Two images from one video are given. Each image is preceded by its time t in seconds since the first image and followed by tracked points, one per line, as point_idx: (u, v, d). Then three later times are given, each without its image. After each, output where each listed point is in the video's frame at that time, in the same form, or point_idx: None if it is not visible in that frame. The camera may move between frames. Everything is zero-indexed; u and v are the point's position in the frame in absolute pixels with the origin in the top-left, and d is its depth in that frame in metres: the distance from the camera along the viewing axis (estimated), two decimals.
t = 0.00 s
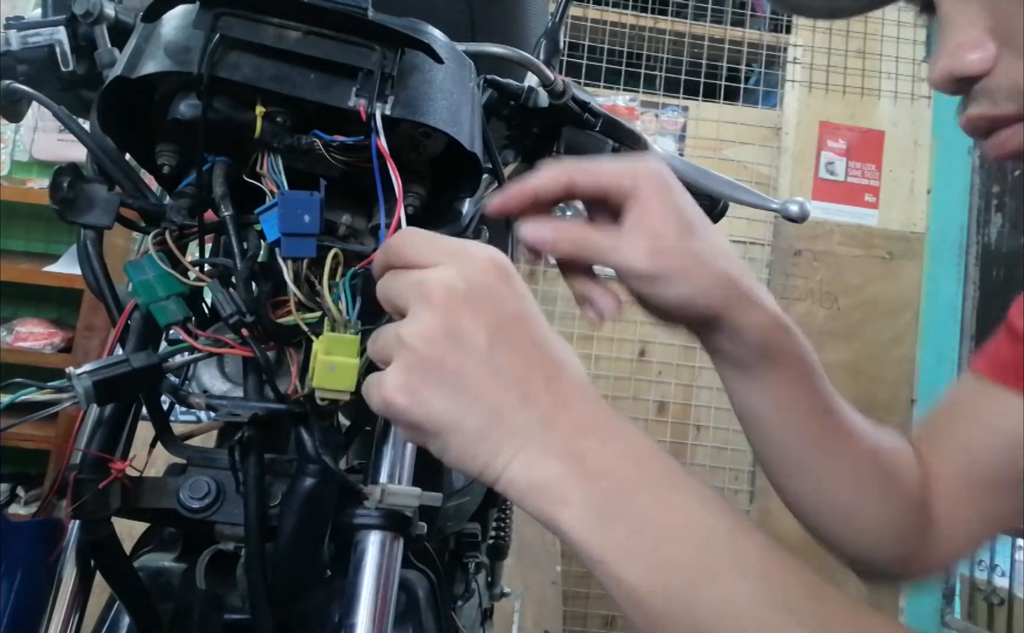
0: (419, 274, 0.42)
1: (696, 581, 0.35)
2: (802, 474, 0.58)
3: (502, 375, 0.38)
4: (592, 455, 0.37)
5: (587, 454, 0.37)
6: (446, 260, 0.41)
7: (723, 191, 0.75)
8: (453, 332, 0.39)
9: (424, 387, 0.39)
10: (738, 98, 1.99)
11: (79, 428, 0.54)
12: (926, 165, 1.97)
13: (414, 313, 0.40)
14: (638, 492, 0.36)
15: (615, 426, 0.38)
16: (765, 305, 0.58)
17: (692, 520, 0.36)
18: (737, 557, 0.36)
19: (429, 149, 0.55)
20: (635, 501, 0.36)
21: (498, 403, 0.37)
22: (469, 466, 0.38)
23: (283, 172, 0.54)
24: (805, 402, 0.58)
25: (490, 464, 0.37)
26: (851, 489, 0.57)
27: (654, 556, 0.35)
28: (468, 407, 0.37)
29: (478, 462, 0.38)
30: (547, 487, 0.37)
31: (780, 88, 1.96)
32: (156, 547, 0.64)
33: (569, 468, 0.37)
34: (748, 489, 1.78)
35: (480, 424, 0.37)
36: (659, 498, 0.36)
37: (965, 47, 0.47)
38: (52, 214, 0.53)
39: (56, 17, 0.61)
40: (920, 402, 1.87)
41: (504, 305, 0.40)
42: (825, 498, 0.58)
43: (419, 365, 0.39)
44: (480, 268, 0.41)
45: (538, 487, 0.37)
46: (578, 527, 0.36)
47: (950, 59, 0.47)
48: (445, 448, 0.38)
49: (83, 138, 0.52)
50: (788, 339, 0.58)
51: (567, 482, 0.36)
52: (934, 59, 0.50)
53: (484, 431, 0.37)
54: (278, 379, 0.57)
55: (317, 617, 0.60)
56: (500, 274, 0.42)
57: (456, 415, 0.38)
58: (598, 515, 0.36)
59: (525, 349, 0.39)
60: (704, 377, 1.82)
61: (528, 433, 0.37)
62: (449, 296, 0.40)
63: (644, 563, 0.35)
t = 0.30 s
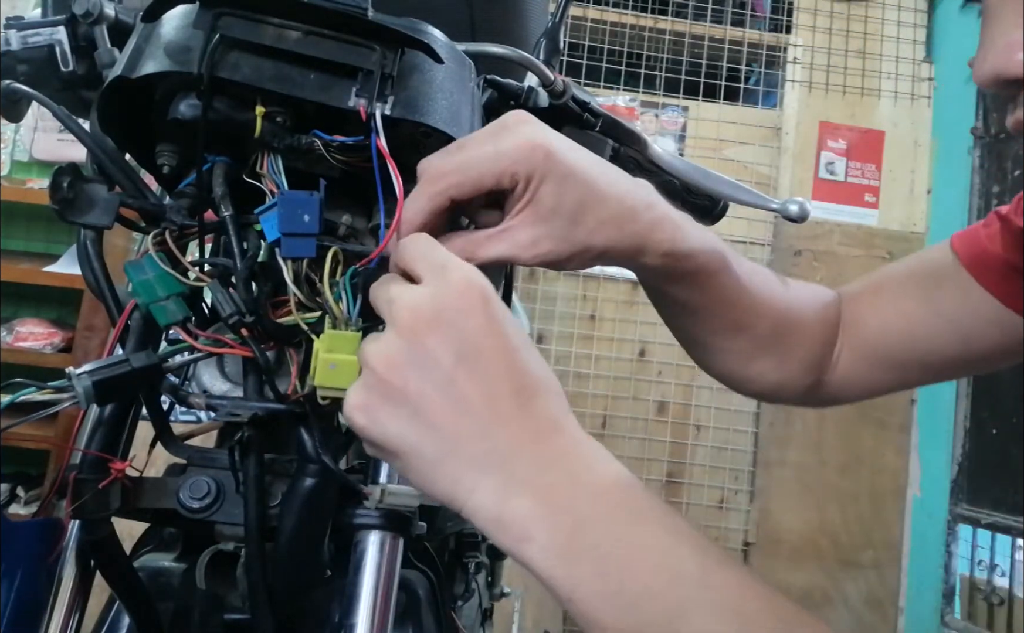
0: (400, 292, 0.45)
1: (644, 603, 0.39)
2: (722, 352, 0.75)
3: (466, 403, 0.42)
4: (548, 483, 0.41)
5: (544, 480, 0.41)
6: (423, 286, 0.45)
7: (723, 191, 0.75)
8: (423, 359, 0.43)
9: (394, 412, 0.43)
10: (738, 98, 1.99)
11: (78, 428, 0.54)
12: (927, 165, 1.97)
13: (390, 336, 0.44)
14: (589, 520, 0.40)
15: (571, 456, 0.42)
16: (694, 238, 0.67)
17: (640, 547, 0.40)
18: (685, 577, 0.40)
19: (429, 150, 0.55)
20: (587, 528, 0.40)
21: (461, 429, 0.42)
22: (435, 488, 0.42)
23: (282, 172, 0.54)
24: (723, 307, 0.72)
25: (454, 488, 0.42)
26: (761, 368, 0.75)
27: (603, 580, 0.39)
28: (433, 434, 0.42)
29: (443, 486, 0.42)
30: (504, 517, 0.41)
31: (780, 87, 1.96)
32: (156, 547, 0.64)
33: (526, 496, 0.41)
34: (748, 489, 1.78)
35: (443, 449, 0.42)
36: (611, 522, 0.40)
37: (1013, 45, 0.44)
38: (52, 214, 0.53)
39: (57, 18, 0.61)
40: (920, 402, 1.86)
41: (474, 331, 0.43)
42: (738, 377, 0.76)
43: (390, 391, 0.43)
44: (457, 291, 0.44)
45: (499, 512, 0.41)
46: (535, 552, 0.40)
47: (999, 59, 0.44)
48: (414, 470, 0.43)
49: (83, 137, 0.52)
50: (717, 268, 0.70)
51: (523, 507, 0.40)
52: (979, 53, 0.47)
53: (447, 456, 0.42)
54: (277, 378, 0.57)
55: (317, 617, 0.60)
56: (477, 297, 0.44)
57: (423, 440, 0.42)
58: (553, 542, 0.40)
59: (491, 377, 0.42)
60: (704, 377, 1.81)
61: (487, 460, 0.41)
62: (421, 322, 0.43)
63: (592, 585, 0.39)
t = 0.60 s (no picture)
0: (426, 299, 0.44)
1: None
2: (722, 319, 0.78)
3: (484, 420, 0.41)
4: (557, 510, 0.40)
5: (553, 508, 0.40)
6: (450, 302, 0.44)
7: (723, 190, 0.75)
8: (448, 368, 0.42)
9: (407, 412, 0.42)
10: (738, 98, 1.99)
11: (78, 428, 0.54)
12: (926, 165, 1.97)
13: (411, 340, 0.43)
14: (590, 555, 0.39)
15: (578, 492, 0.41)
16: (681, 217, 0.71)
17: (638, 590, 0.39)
18: (684, 611, 0.38)
19: (429, 150, 0.55)
20: (585, 563, 0.39)
21: (474, 442, 0.41)
22: (431, 496, 0.41)
23: (283, 172, 0.54)
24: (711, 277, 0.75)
25: (452, 499, 0.40)
26: (751, 330, 0.79)
27: (594, 608, 0.38)
28: (442, 442, 0.41)
29: (440, 496, 0.40)
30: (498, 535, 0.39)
31: (780, 87, 1.96)
32: (156, 547, 0.64)
33: (530, 518, 0.40)
34: (748, 489, 1.78)
35: (451, 458, 0.40)
36: (611, 559, 0.39)
37: (1003, 121, 0.43)
38: (52, 214, 0.53)
39: (57, 17, 0.61)
40: (920, 402, 1.86)
41: (506, 357, 0.43)
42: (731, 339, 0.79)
43: (406, 389, 0.42)
44: (494, 316, 0.43)
45: (497, 529, 0.40)
46: (526, 575, 0.39)
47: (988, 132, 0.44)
48: (413, 474, 0.41)
49: (83, 137, 0.52)
50: (703, 246, 0.72)
51: (525, 527, 0.39)
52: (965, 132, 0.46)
53: (455, 465, 0.40)
54: (277, 378, 0.57)
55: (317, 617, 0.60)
56: (508, 324, 0.44)
57: (432, 444, 0.41)
58: (554, 565, 0.39)
59: (515, 400, 0.42)
60: (704, 377, 1.81)
61: (495, 478, 0.40)
62: (452, 333, 0.43)
63: (580, 616, 0.38)
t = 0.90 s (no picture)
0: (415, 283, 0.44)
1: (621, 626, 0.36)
2: (728, 311, 0.78)
3: (470, 402, 0.40)
4: (545, 496, 0.39)
5: (540, 494, 0.39)
6: (439, 286, 0.43)
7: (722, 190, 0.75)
8: (434, 351, 0.41)
9: (393, 395, 0.41)
10: (738, 98, 1.99)
11: (79, 428, 0.54)
12: (927, 165, 1.97)
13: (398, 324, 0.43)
14: (578, 541, 0.38)
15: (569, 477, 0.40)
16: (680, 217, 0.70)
17: (633, 578, 0.37)
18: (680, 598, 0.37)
19: (430, 150, 0.55)
20: (575, 548, 0.38)
21: (461, 423, 0.39)
22: (416, 481, 0.40)
23: (283, 171, 0.54)
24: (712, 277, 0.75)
25: (437, 484, 0.39)
26: (755, 320, 0.80)
27: (580, 600, 0.37)
28: (428, 424, 0.40)
29: (423, 480, 0.39)
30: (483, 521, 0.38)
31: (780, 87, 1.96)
32: (156, 547, 0.64)
33: (519, 502, 0.38)
34: (748, 489, 1.78)
35: (436, 440, 0.39)
36: (601, 547, 0.38)
37: (1000, 131, 0.44)
38: (53, 214, 0.53)
39: (57, 17, 0.61)
40: (920, 402, 1.86)
41: (495, 340, 0.42)
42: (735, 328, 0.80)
43: (392, 371, 0.41)
44: (481, 296, 0.43)
45: (482, 515, 0.38)
46: (515, 560, 0.38)
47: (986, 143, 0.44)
48: (398, 459, 0.40)
49: (84, 137, 0.53)
50: (704, 248, 0.71)
51: (512, 511, 0.38)
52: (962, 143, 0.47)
53: (440, 448, 0.39)
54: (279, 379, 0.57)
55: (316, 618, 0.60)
56: (498, 307, 0.43)
57: (419, 426, 0.40)
58: (539, 554, 0.37)
59: (504, 382, 0.41)
60: (704, 377, 1.80)
61: (483, 460, 0.39)
62: (441, 315, 0.42)
63: (569, 603, 0.37)
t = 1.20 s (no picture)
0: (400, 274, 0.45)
1: (628, 584, 0.36)
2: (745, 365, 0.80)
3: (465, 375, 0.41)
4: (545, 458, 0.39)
5: (541, 457, 0.39)
6: (415, 272, 0.46)
7: (722, 190, 0.75)
8: (411, 331, 0.43)
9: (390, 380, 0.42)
10: (738, 98, 1.99)
11: (79, 428, 0.54)
12: (926, 165, 1.97)
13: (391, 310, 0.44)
14: (580, 499, 0.38)
15: (573, 438, 0.40)
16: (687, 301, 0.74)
17: (637, 534, 0.37)
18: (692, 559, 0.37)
19: (430, 150, 0.55)
20: (576, 507, 0.37)
21: (442, 394, 0.41)
22: (415, 458, 0.40)
23: (283, 171, 0.54)
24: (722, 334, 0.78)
25: (436, 458, 0.40)
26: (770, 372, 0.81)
27: (583, 562, 0.37)
28: (426, 402, 0.41)
29: (422, 458, 0.40)
30: (480, 492, 0.38)
31: (780, 87, 1.96)
32: (156, 547, 0.64)
33: (507, 463, 0.38)
34: (748, 489, 1.78)
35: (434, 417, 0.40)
36: (597, 501, 0.38)
37: (967, 120, 0.45)
38: (53, 214, 0.53)
39: (57, 17, 0.61)
40: (920, 402, 1.86)
41: (471, 311, 0.44)
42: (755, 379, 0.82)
43: (373, 358, 0.43)
44: (452, 276, 0.45)
45: (479, 488, 0.38)
46: (515, 528, 0.38)
47: (953, 132, 0.45)
48: (395, 439, 0.41)
49: (84, 138, 0.53)
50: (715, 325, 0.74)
51: (505, 477, 0.38)
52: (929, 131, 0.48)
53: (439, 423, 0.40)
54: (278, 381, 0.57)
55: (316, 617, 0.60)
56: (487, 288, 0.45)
57: (403, 404, 0.41)
58: (536, 517, 0.37)
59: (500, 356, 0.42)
60: (704, 377, 1.81)
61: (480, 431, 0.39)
62: (413, 298, 0.44)
63: (575, 562, 0.37)
